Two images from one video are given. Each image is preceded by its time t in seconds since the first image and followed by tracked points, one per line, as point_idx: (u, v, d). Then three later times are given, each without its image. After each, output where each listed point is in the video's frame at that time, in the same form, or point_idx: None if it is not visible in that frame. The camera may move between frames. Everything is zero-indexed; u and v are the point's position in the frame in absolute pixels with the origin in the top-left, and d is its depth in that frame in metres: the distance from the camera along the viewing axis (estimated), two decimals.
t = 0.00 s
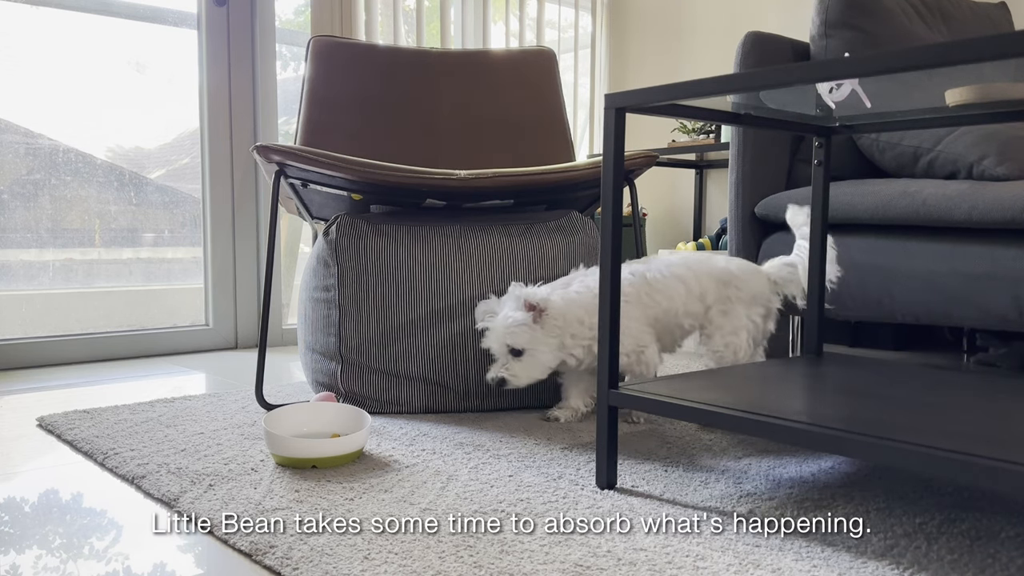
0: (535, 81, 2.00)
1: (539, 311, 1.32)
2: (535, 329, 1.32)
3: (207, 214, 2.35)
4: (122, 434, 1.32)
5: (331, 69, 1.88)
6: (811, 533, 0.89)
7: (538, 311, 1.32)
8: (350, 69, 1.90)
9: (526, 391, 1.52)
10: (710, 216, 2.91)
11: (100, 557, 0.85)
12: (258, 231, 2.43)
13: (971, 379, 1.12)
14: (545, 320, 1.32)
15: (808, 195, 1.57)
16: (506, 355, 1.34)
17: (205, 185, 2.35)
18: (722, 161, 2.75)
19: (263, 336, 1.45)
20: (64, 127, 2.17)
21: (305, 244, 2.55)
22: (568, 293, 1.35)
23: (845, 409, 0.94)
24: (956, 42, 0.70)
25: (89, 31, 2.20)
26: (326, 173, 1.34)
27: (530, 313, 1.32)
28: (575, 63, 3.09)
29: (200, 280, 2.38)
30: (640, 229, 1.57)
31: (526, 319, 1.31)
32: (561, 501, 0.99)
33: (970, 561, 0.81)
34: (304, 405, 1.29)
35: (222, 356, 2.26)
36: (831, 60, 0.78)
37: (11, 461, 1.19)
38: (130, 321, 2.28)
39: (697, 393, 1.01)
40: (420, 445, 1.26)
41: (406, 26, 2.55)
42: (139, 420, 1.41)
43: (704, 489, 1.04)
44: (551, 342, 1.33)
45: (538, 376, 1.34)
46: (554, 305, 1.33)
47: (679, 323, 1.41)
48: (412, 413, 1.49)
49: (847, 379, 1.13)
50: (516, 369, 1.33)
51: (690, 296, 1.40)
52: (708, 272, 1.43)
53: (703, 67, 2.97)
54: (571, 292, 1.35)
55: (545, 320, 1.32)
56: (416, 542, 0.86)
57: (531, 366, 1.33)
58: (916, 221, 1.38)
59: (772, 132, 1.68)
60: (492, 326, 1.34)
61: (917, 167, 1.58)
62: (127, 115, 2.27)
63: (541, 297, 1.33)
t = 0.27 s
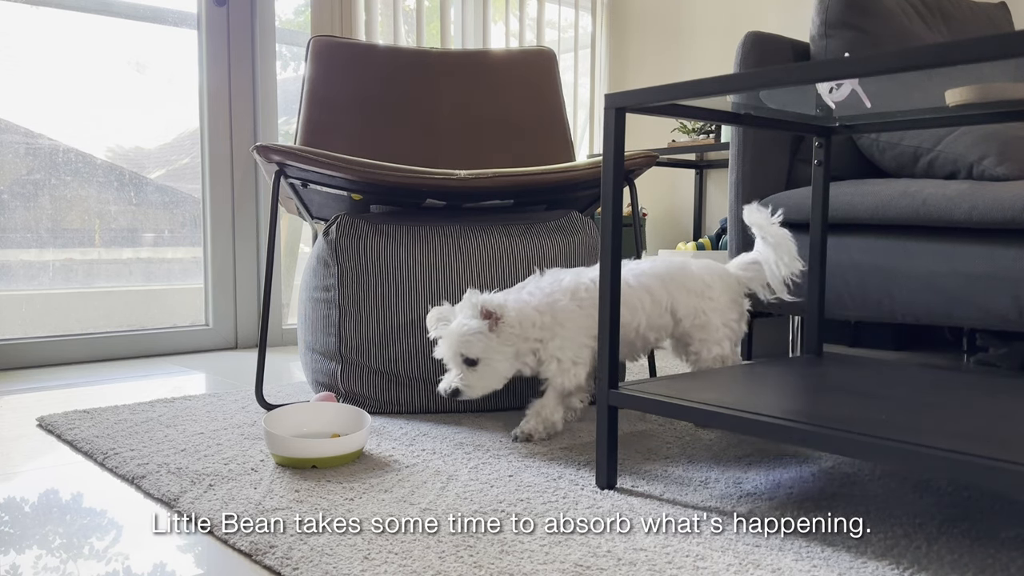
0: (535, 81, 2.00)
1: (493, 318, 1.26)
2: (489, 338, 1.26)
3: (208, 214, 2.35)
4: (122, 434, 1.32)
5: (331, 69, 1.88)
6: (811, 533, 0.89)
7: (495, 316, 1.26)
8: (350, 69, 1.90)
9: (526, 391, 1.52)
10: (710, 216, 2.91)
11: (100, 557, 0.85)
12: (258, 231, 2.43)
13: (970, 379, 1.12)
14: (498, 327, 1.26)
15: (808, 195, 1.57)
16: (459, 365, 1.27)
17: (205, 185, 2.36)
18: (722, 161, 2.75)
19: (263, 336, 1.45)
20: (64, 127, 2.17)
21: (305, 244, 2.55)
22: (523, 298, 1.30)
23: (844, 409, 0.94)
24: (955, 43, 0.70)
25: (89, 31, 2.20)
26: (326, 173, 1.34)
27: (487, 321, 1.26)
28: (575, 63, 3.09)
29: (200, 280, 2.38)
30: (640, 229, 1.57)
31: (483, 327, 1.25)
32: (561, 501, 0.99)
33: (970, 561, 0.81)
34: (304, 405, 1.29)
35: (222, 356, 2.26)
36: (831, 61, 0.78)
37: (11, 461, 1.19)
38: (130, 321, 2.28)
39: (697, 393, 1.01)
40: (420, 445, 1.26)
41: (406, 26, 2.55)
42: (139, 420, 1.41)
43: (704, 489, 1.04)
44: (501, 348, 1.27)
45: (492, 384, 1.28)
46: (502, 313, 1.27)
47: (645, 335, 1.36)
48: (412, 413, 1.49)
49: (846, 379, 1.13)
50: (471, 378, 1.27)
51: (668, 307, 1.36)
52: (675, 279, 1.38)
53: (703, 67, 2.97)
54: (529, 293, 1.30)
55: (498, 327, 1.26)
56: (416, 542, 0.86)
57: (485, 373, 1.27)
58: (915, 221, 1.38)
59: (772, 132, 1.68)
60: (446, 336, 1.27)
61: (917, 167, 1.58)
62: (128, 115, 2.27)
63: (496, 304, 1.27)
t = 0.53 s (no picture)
0: (535, 81, 2.00)
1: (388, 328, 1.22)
2: (385, 346, 1.22)
3: (207, 214, 2.35)
4: (122, 434, 1.32)
5: (331, 69, 1.88)
6: (812, 533, 0.89)
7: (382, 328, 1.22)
8: (350, 69, 1.90)
9: (527, 391, 1.52)
10: (710, 216, 2.91)
11: (100, 557, 0.85)
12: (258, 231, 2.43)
13: (970, 379, 1.12)
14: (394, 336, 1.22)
15: (808, 195, 1.57)
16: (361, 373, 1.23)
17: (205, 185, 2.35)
18: (722, 161, 2.75)
19: (262, 336, 1.45)
20: (64, 127, 2.17)
21: (305, 244, 2.55)
22: (445, 297, 1.30)
23: (844, 409, 0.93)
24: (955, 43, 0.70)
25: (89, 31, 2.20)
26: (326, 173, 1.34)
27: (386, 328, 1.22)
28: (575, 63, 3.09)
29: (200, 280, 2.38)
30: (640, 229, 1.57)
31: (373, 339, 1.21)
32: (561, 501, 0.99)
33: (970, 561, 0.81)
34: (304, 405, 1.29)
35: (222, 356, 2.26)
36: (830, 61, 0.78)
37: (11, 461, 1.19)
38: (130, 321, 2.28)
39: (697, 393, 1.01)
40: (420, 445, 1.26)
41: (406, 26, 2.55)
42: (139, 420, 1.41)
43: (704, 489, 1.04)
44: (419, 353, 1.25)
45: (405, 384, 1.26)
46: (414, 319, 1.24)
47: (568, 334, 1.36)
48: (412, 413, 1.49)
49: (846, 379, 1.13)
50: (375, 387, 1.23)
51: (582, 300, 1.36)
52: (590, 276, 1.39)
53: (703, 67, 2.97)
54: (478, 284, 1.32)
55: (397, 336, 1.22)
56: (416, 543, 0.86)
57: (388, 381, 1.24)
58: (915, 221, 1.38)
59: (772, 132, 1.68)
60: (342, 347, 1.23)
61: (917, 167, 1.58)
62: (127, 115, 2.27)
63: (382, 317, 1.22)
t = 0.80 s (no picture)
0: (535, 81, 2.00)
1: (378, 328, 1.21)
2: (380, 346, 1.22)
3: (207, 214, 2.35)
4: (122, 434, 1.32)
5: (331, 69, 1.88)
6: (812, 533, 0.89)
7: (372, 327, 1.21)
8: (349, 69, 1.90)
9: (528, 392, 1.52)
10: (710, 216, 2.91)
11: (100, 557, 0.85)
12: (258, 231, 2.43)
13: (970, 379, 1.12)
14: (386, 335, 1.21)
15: (808, 195, 1.57)
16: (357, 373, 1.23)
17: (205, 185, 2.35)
18: (722, 161, 2.75)
19: (262, 336, 1.45)
20: (64, 127, 2.17)
21: (305, 244, 2.55)
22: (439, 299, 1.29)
23: (844, 409, 0.94)
24: (954, 44, 0.70)
25: (89, 31, 2.20)
26: (326, 173, 1.34)
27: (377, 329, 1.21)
28: (575, 63, 3.09)
29: (199, 280, 2.38)
30: (640, 229, 1.57)
31: (365, 337, 1.21)
32: (561, 501, 0.99)
33: (970, 562, 0.81)
34: (304, 405, 1.29)
35: (222, 356, 2.26)
36: (830, 61, 0.78)
37: (11, 461, 1.19)
38: (130, 321, 2.28)
39: (697, 393, 1.01)
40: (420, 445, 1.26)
41: (406, 26, 2.55)
42: (139, 420, 1.41)
43: (704, 489, 1.04)
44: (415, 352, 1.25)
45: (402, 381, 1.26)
46: (408, 317, 1.23)
47: (565, 338, 1.36)
48: (412, 413, 1.49)
49: (846, 379, 1.13)
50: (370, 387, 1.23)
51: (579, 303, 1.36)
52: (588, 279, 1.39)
53: (703, 67, 2.97)
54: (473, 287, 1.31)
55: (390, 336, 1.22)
56: (416, 543, 0.86)
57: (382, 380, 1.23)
58: (915, 221, 1.38)
59: (772, 132, 1.68)
60: (338, 348, 1.23)
61: (917, 167, 1.58)
62: (127, 115, 2.27)
63: (373, 317, 1.21)
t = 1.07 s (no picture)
0: (535, 81, 2.00)
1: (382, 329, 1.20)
2: (384, 346, 1.22)
3: (207, 214, 2.35)
4: (122, 434, 1.32)
5: (331, 69, 1.88)
6: (811, 533, 0.89)
7: (376, 328, 1.20)
8: (349, 69, 1.90)
9: (529, 391, 1.52)
10: (710, 216, 2.91)
11: (100, 557, 0.85)
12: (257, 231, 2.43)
13: (970, 379, 1.12)
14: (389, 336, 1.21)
15: (808, 195, 1.57)
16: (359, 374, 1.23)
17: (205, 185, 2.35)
18: (722, 161, 2.75)
19: (262, 336, 1.45)
20: (64, 127, 2.17)
21: (305, 244, 2.55)
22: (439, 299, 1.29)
23: (843, 409, 0.94)
24: (954, 44, 0.70)
25: (89, 31, 2.20)
26: (326, 173, 1.34)
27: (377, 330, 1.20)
28: (575, 63, 3.09)
29: (199, 280, 2.38)
30: (640, 229, 1.57)
31: (367, 338, 1.20)
32: (561, 501, 0.99)
33: (970, 562, 0.81)
34: (304, 405, 1.29)
35: (222, 356, 2.26)
36: (830, 61, 0.78)
37: (11, 461, 1.19)
38: (130, 321, 2.28)
39: (697, 393, 1.01)
40: (420, 445, 1.26)
41: (406, 26, 2.55)
42: (139, 420, 1.41)
43: (704, 489, 1.04)
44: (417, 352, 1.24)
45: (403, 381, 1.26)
46: (411, 317, 1.23)
47: (564, 339, 1.36)
48: (412, 413, 1.49)
49: (846, 379, 1.13)
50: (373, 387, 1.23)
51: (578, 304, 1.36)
52: (586, 279, 1.39)
53: (703, 67, 2.97)
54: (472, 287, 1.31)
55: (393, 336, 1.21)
56: (416, 543, 0.86)
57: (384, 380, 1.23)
58: (915, 221, 1.37)
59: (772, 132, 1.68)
60: (338, 349, 1.23)
61: (918, 167, 1.58)
62: (128, 115, 2.27)
63: (378, 318, 1.20)
